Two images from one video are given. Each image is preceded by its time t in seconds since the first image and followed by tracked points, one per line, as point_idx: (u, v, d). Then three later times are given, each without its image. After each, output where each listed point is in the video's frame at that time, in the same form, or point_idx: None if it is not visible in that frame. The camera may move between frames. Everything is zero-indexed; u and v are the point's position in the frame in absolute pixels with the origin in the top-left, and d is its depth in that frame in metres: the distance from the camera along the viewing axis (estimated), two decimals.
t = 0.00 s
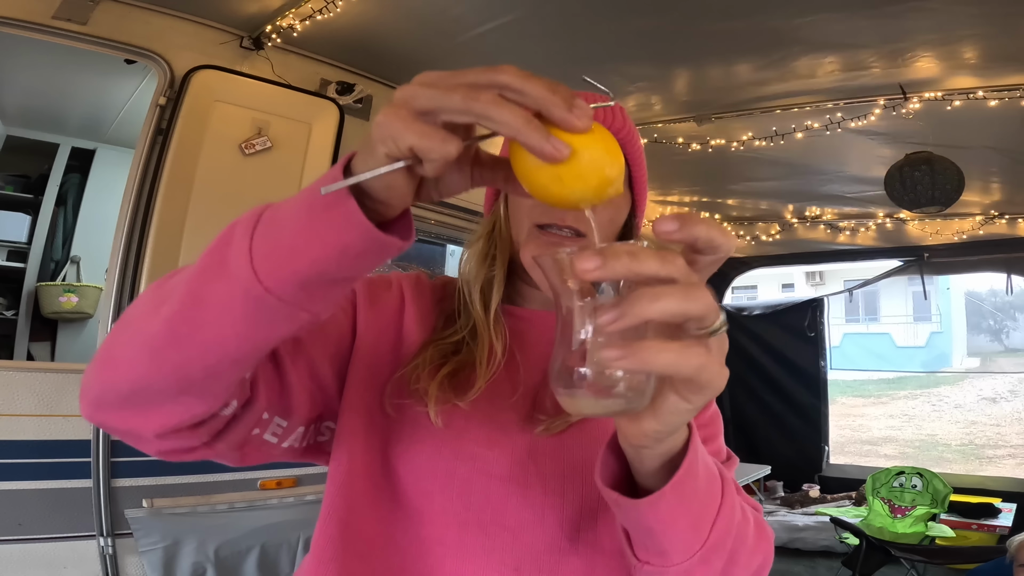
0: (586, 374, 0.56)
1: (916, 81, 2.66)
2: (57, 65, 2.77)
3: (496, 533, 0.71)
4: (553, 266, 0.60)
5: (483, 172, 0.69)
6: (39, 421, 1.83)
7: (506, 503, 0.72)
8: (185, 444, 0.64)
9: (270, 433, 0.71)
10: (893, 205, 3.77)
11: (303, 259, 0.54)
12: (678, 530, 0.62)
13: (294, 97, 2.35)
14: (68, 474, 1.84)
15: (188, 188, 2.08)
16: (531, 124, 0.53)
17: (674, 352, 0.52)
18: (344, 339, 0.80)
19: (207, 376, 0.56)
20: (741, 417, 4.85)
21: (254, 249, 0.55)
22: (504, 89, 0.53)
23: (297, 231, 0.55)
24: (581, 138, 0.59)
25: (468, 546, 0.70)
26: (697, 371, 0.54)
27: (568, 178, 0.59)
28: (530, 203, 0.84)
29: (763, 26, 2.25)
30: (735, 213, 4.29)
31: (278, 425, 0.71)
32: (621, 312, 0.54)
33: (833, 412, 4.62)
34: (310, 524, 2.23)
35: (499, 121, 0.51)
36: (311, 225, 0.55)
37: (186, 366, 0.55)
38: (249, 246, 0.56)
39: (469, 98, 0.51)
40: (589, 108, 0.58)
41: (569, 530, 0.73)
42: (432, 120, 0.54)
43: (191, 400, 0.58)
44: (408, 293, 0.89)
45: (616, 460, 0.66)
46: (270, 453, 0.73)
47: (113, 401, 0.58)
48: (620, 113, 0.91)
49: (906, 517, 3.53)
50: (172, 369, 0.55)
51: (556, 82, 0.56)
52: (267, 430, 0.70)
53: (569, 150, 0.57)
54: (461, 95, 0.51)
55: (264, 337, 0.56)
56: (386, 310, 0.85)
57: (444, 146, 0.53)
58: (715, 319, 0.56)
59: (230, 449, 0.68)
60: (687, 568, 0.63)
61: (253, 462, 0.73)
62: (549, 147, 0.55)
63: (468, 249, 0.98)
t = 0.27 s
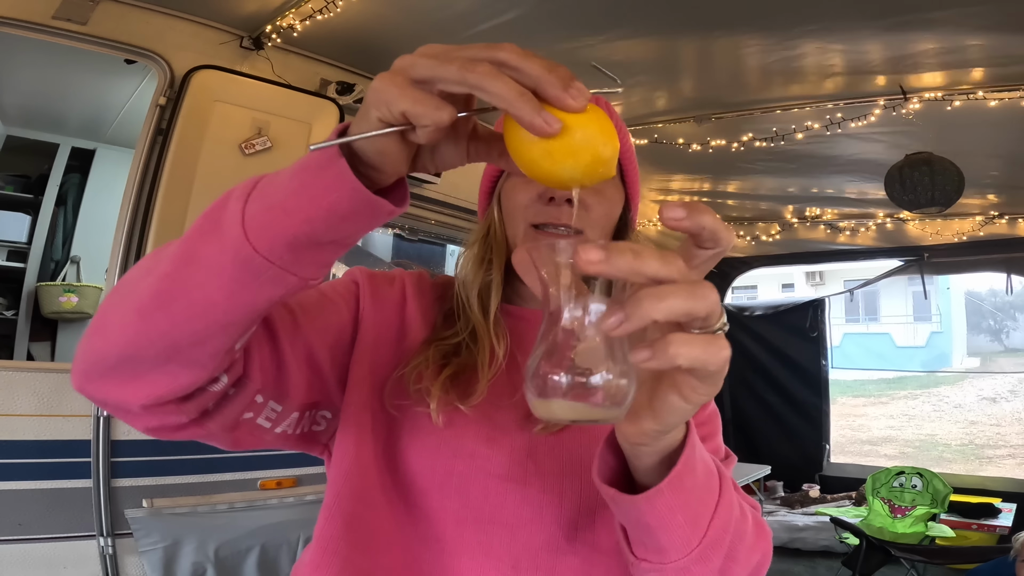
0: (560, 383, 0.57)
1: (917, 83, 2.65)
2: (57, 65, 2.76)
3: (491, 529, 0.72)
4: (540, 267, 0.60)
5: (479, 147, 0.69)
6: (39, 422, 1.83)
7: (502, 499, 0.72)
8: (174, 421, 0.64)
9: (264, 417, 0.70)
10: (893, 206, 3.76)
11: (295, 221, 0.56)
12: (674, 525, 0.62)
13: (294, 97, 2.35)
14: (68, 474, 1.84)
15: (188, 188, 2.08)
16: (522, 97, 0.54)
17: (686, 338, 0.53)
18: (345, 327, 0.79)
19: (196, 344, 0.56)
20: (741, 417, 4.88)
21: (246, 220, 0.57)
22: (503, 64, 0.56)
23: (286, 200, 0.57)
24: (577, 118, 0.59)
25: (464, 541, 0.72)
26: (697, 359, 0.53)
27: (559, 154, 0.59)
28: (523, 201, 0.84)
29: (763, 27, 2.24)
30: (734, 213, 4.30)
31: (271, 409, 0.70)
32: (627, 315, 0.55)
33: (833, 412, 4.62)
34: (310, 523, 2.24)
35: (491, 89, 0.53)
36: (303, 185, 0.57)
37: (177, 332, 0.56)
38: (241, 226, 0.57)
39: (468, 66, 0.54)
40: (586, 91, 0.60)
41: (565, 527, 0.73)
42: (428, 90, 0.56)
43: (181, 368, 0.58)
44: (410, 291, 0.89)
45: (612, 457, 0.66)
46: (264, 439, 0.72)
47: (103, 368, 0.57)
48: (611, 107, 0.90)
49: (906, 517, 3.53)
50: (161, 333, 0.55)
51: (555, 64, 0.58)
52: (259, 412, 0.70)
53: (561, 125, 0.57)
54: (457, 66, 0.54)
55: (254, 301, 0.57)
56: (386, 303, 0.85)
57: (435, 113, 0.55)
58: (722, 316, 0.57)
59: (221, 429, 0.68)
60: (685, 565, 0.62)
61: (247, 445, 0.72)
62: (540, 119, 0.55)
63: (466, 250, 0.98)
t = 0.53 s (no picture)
0: (546, 398, 0.57)
1: (917, 83, 2.65)
2: (56, 65, 2.76)
3: (491, 529, 0.72)
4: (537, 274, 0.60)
5: (475, 149, 0.69)
6: (39, 421, 1.83)
7: (502, 498, 0.72)
8: (173, 419, 0.64)
9: (263, 417, 0.70)
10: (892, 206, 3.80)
11: (290, 217, 0.56)
12: (681, 518, 0.62)
13: (294, 97, 2.35)
14: (68, 474, 1.84)
15: (188, 188, 2.08)
16: (518, 102, 0.54)
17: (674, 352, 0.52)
18: (344, 327, 0.79)
19: (194, 341, 0.56)
20: (741, 417, 4.86)
21: (243, 218, 0.57)
22: (501, 68, 0.56)
23: (284, 197, 0.57)
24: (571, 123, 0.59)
25: (465, 540, 0.72)
26: (669, 364, 0.52)
27: (554, 160, 0.59)
28: (518, 204, 0.84)
29: (763, 28, 2.24)
30: (734, 214, 4.31)
31: (271, 408, 0.70)
32: (616, 335, 0.54)
33: (833, 412, 4.61)
34: (311, 524, 2.24)
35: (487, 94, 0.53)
36: (301, 183, 0.57)
37: (175, 329, 0.56)
38: (239, 226, 0.57)
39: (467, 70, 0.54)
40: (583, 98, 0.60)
41: (566, 526, 0.72)
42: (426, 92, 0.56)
43: (178, 366, 0.58)
44: (409, 290, 0.90)
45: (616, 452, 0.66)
46: (262, 437, 0.72)
47: (101, 367, 0.58)
48: (604, 109, 0.90)
49: (906, 517, 3.53)
50: (158, 331, 0.55)
51: (553, 72, 0.58)
52: (259, 411, 0.70)
53: (555, 131, 0.57)
54: (454, 69, 0.54)
55: (251, 299, 0.56)
56: (385, 304, 0.85)
57: (432, 115, 0.55)
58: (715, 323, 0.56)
59: (219, 428, 0.67)
60: (690, 559, 0.62)
61: (247, 444, 0.72)
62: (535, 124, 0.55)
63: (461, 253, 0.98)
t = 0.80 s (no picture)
0: (543, 384, 0.57)
1: (917, 83, 2.65)
2: (56, 65, 2.76)
3: (490, 530, 0.71)
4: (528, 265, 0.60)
5: (469, 144, 0.68)
6: (39, 421, 1.83)
7: (501, 498, 0.72)
8: (174, 420, 0.64)
9: (264, 417, 0.70)
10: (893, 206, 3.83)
11: (285, 220, 0.56)
12: (690, 505, 0.62)
13: (294, 97, 2.35)
14: (68, 474, 1.84)
15: (188, 188, 2.08)
16: (508, 93, 0.54)
17: (675, 325, 0.53)
18: (343, 328, 0.79)
19: (192, 344, 0.56)
20: (741, 418, 4.86)
21: (238, 222, 0.57)
22: (492, 60, 0.56)
23: (280, 199, 0.56)
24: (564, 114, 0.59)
25: (465, 540, 0.72)
26: (674, 337, 0.53)
27: (548, 152, 0.59)
28: (517, 206, 0.84)
29: (763, 28, 2.24)
30: (735, 213, 4.33)
31: (271, 408, 0.70)
32: (620, 316, 0.52)
33: (833, 412, 4.61)
34: (311, 524, 2.24)
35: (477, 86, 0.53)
36: (294, 184, 0.56)
37: (173, 333, 0.56)
38: (231, 231, 0.56)
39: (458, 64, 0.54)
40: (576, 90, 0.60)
41: (565, 525, 0.73)
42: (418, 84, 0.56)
43: (176, 369, 0.58)
44: (408, 290, 0.90)
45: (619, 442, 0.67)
46: (264, 438, 0.72)
47: (102, 371, 0.58)
48: (602, 111, 0.90)
49: (906, 517, 3.53)
50: (155, 334, 0.56)
51: (546, 65, 0.58)
52: (259, 412, 0.70)
53: (548, 121, 0.57)
54: (443, 61, 0.54)
55: (246, 304, 0.56)
56: (385, 305, 0.85)
57: (424, 106, 0.55)
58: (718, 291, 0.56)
59: (221, 429, 0.67)
60: (701, 548, 0.62)
61: (248, 444, 0.72)
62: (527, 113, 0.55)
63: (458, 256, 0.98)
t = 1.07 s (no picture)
0: (544, 384, 0.56)
1: (917, 83, 2.65)
2: (56, 65, 2.76)
3: (488, 529, 0.71)
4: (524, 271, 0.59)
5: (461, 153, 0.66)
6: (39, 421, 1.83)
7: (499, 497, 0.72)
8: (173, 426, 0.64)
9: (265, 418, 0.70)
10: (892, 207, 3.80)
11: (277, 236, 0.55)
12: (689, 504, 0.62)
13: (294, 97, 2.35)
14: (69, 474, 1.84)
15: (188, 189, 2.08)
16: (494, 106, 0.52)
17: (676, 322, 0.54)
18: (341, 330, 0.80)
19: (190, 353, 0.57)
20: (741, 418, 4.87)
21: (225, 235, 0.57)
22: (480, 68, 0.54)
23: (273, 204, 0.56)
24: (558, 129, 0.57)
25: (464, 540, 0.72)
26: (675, 334, 0.54)
27: (539, 171, 0.57)
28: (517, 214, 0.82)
29: (763, 28, 2.24)
30: (735, 213, 4.32)
31: (272, 410, 0.70)
32: (619, 315, 0.54)
33: (833, 412, 4.60)
34: (310, 524, 2.25)
35: (461, 99, 0.51)
36: (281, 196, 0.56)
37: (171, 344, 0.56)
38: (221, 246, 0.56)
39: (443, 76, 0.52)
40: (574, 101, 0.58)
41: (563, 524, 0.72)
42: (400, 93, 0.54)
43: (173, 379, 0.58)
44: (407, 291, 0.90)
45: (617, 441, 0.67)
46: (265, 439, 0.72)
47: (101, 380, 0.58)
48: (601, 113, 0.89)
49: (906, 517, 3.52)
50: (150, 347, 0.56)
51: (541, 72, 0.57)
52: (259, 415, 0.70)
53: (540, 137, 0.55)
54: (425, 70, 0.52)
55: (237, 318, 0.56)
56: (384, 306, 0.85)
57: (405, 118, 0.53)
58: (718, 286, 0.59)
59: (222, 433, 0.67)
60: (700, 545, 0.63)
61: (248, 447, 0.72)
62: (515, 130, 0.53)
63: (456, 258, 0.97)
